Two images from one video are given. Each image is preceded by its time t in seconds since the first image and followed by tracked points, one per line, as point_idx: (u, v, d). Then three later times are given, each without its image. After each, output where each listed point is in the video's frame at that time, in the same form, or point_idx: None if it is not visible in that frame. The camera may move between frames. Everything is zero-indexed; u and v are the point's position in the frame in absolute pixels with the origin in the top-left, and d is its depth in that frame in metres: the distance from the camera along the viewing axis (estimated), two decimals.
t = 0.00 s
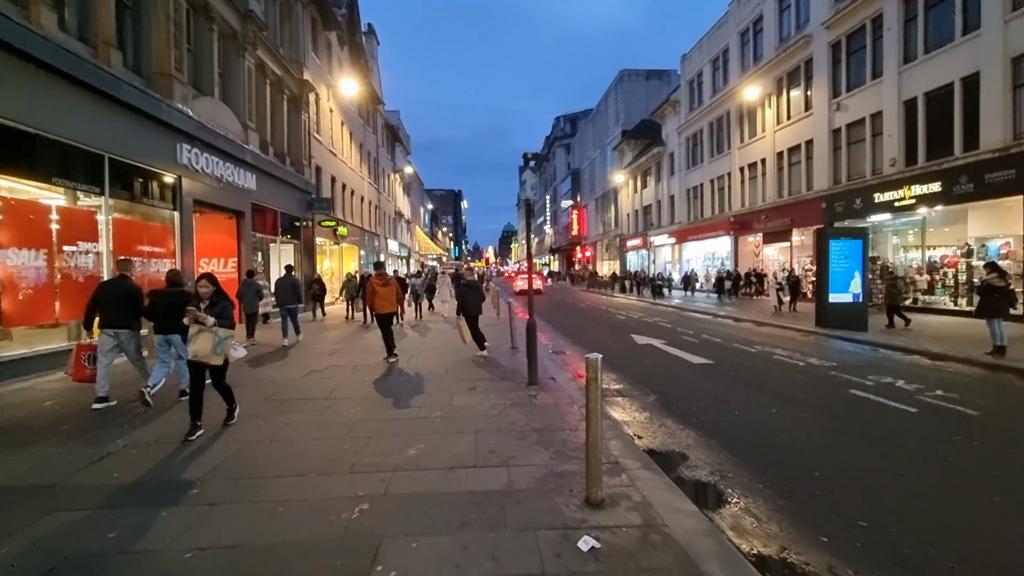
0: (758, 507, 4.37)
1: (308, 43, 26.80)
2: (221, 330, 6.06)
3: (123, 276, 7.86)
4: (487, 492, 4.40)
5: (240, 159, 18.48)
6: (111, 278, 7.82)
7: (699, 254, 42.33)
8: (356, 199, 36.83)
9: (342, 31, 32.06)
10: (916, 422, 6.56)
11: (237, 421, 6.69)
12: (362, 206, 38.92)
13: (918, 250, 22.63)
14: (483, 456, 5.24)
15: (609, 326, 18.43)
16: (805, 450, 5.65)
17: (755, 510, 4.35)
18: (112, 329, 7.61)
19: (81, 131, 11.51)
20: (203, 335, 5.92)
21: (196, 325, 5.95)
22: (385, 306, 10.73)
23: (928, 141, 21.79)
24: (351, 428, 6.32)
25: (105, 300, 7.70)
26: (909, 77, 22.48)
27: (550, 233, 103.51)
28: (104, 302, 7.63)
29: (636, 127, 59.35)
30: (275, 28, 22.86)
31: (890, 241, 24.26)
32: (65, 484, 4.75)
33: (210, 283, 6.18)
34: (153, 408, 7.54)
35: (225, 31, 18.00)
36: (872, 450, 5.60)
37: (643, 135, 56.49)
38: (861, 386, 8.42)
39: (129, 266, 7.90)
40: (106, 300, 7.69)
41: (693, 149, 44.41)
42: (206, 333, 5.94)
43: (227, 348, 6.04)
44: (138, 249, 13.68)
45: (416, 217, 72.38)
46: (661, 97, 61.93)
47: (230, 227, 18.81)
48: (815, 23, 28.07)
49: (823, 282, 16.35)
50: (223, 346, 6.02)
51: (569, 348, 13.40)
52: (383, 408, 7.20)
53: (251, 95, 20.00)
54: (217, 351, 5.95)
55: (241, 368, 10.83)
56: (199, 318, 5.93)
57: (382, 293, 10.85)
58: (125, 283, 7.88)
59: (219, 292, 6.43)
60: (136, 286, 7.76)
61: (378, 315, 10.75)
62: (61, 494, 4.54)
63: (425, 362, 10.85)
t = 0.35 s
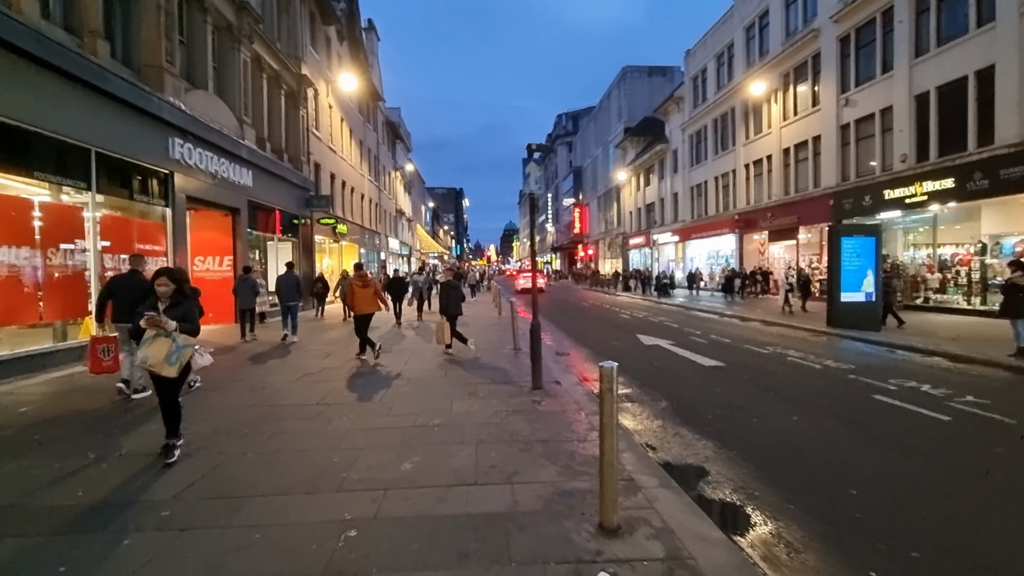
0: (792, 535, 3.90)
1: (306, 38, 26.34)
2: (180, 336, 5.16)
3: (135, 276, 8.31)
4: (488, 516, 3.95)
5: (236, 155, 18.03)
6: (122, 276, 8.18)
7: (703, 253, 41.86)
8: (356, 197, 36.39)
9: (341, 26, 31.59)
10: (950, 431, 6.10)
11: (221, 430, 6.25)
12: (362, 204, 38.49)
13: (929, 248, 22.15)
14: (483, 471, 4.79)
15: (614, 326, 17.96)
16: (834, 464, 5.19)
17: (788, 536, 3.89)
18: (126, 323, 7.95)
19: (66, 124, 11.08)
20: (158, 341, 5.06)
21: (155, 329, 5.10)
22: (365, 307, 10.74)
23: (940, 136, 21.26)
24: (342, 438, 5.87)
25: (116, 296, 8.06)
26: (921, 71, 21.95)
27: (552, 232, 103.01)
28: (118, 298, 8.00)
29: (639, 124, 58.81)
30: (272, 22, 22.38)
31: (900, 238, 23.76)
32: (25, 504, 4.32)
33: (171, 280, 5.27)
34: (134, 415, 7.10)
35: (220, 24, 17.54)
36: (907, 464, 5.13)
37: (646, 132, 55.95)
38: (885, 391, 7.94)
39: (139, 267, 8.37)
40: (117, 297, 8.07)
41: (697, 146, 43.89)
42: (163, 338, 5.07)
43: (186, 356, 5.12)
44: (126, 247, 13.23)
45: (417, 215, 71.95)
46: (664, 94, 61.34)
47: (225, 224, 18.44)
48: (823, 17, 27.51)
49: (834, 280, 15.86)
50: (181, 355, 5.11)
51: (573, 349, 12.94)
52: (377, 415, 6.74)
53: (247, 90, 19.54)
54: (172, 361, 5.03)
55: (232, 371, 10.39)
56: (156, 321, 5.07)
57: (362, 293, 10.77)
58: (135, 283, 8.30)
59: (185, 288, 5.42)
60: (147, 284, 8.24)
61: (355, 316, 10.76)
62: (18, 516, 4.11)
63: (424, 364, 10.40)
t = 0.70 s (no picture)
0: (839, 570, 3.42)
1: (306, 32, 25.89)
2: (134, 346, 4.29)
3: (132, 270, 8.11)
4: (493, 546, 3.48)
5: (233, 150, 17.61)
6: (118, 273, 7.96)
7: (709, 251, 41.34)
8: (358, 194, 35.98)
9: (343, 21, 31.14)
10: (995, 442, 5.60)
11: (203, 441, 5.79)
12: (364, 202, 38.08)
13: (945, 245, 21.55)
14: (487, 490, 4.32)
15: (620, 326, 17.47)
16: (876, 483, 4.69)
17: (836, 572, 3.40)
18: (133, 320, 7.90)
19: (53, 117, 10.67)
20: (107, 353, 4.20)
21: (102, 339, 4.23)
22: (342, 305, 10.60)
23: (956, 130, 20.66)
24: (333, 450, 5.41)
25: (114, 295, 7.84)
26: (936, 64, 21.35)
27: (555, 230, 102.50)
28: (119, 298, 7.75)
29: (644, 121, 58.20)
30: (271, 15, 21.93)
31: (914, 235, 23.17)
32: None
33: (123, 280, 4.35)
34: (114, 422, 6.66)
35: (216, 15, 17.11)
36: (957, 483, 4.64)
37: (651, 129, 55.38)
38: (916, 397, 7.44)
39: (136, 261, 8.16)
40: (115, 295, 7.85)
41: (703, 143, 43.31)
42: (113, 352, 4.21)
43: (143, 370, 4.30)
44: (116, 244, 12.81)
45: (420, 214, 71.58)
46: (669, 91, 60.70)
47: (223, 222, 17.99)
48: (834, 9, 26.88)
49: (850, 279, 15.33)
50: (137, 368, 4.28)
51: (580, 350, 12.45)
52: (373, 424, 6.28)
53: (244, 84, 19.09)
54: (126, 378, 4.22)
55: (224, 374, 9.94)
56: (103, 331, 4.18)
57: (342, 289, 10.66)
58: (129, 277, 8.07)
59: (139, 289, 4.50)
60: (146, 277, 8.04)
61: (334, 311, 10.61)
62: None
63: (425, 366, 9.94)
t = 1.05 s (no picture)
0: None
1: (307, 28, 25.47)
2: (65, 374, 3.52)
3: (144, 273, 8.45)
4: None
5: (231, 147, 17.21)
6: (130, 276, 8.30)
7: (715, 250, 40.80)
8: (360, 193, 35.59)
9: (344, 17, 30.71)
10: None
11: (185, 456, 5.37)
12: (367, 201, 37.68)
13: (961, 244, 20.96)
14: (492, 518, 3.87)
15: (628, 327, 17.00)
16: (926, 512, 4.22)
17: None
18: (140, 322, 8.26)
19: (37, 110, 10.26)
20: (31, 385, 3.46)
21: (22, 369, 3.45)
22: (317, 303, 11.08)
23: (973, 125, 20.09)
24: (324, 467, 4.97)
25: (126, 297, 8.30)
26: (952, 57, 20.78)
27: (559, 229, 102.03)
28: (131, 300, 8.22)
29: (649, 118, 57.59)
30: (270, 9, 21.51)
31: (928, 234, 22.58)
32: None
33: (44, 291, 3.54)
34: (93, 434, 6.24)
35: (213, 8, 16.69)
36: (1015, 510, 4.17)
37: (655, 127, 54.82)
38: (952, 407, 6.94)
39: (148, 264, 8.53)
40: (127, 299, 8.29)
41: (709, 140, 42.73)
42: (38, 383, 3.46)
43: (80, 403, 3.59)
44: (106, 242, 12.39)
45: (423, 213, 71.20)
46: (674, 88, 60.05)
47: (221, 221, 17.60)
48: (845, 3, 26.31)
49: (867, 279, 14.80)
50: (73, 401, 3.56)
51: (588, 353, 11.99)
52: (368, 437, 5.82)
53: (242, 79, 18.68)
54: (61, 414, 3.51)
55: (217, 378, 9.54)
56: (18, 355, 3.40)
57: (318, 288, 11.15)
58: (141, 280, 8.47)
59: (70, 301, 3.69)
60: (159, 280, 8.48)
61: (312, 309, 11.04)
62: None
63: (426, 369, 9.46)
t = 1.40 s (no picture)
0: None
1: (309, 24, 25.08)
2: None
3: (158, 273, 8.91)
4: None
5: (231, 144, 16.86)
6: (144, 277, 8.79)
7: (721, 250, 40.31)
8: (362, 192, 35.23)
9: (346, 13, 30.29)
10: None
11: (170, 472, 4.97)
12: (370, 200, 37.31)
13: (978, 243, 20.42)
14: (507, 547, 3.45)
15: (636, 328, 16.57)
16: (992, 542, 3.75)
17: None
18: (152, 321, 8.68)
19: (26, 102, 9.93)
20: None
21: None
22: (301, 303, 10.91)
23: (991, 121, 19.56)
24: (320, 485, 4.55)
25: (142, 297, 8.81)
26: (969, 52, 20.26)
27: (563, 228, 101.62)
28: (144, 299, 8.69)
29: (653, 117, 57.04)
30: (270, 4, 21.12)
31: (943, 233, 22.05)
32: None
33: None
34: (75, 445, 5.87)
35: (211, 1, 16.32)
36: None
37: (660, 126, 54.29)
38: (994, 415, 6.47)
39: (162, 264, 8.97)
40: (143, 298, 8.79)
41: (715, 138, 42.22)
42: None
43: None
44: (98, 240, 11.98)
45: (426, 213, 70.86)
46: (679, 86, 59.48)
47: (220, 219, 17.22)
48: None
49: (885, 278, 14.29)
50: None
51: (598, 356, 11.57)
52: (368, 450, 5.40)
53: (242, 75, 18.33)
54: None
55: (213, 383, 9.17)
56: None
57: (301, 286, 11.02)
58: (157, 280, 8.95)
59: None
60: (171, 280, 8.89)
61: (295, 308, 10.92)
62: None
63: (430, 372, 9.06)
